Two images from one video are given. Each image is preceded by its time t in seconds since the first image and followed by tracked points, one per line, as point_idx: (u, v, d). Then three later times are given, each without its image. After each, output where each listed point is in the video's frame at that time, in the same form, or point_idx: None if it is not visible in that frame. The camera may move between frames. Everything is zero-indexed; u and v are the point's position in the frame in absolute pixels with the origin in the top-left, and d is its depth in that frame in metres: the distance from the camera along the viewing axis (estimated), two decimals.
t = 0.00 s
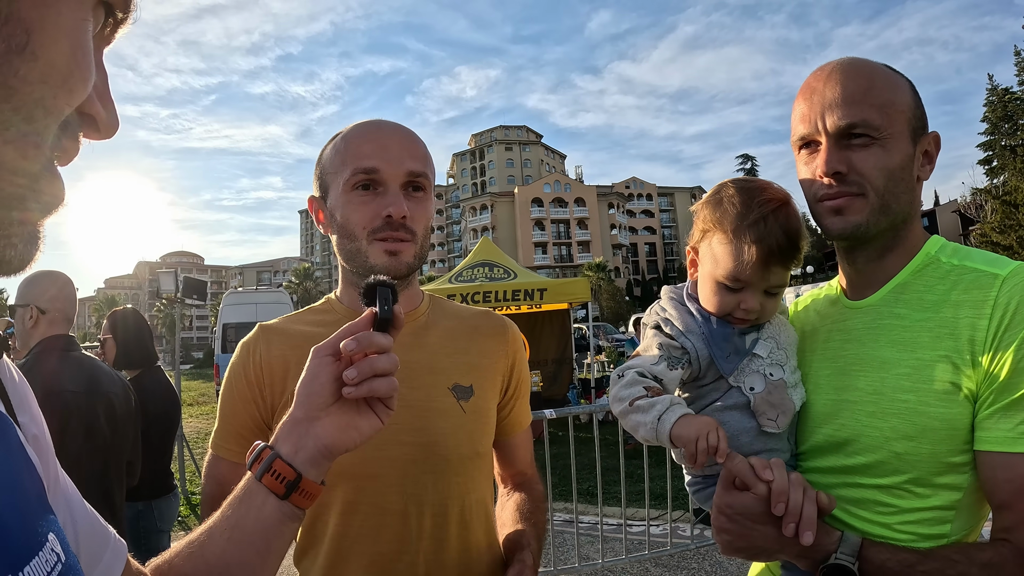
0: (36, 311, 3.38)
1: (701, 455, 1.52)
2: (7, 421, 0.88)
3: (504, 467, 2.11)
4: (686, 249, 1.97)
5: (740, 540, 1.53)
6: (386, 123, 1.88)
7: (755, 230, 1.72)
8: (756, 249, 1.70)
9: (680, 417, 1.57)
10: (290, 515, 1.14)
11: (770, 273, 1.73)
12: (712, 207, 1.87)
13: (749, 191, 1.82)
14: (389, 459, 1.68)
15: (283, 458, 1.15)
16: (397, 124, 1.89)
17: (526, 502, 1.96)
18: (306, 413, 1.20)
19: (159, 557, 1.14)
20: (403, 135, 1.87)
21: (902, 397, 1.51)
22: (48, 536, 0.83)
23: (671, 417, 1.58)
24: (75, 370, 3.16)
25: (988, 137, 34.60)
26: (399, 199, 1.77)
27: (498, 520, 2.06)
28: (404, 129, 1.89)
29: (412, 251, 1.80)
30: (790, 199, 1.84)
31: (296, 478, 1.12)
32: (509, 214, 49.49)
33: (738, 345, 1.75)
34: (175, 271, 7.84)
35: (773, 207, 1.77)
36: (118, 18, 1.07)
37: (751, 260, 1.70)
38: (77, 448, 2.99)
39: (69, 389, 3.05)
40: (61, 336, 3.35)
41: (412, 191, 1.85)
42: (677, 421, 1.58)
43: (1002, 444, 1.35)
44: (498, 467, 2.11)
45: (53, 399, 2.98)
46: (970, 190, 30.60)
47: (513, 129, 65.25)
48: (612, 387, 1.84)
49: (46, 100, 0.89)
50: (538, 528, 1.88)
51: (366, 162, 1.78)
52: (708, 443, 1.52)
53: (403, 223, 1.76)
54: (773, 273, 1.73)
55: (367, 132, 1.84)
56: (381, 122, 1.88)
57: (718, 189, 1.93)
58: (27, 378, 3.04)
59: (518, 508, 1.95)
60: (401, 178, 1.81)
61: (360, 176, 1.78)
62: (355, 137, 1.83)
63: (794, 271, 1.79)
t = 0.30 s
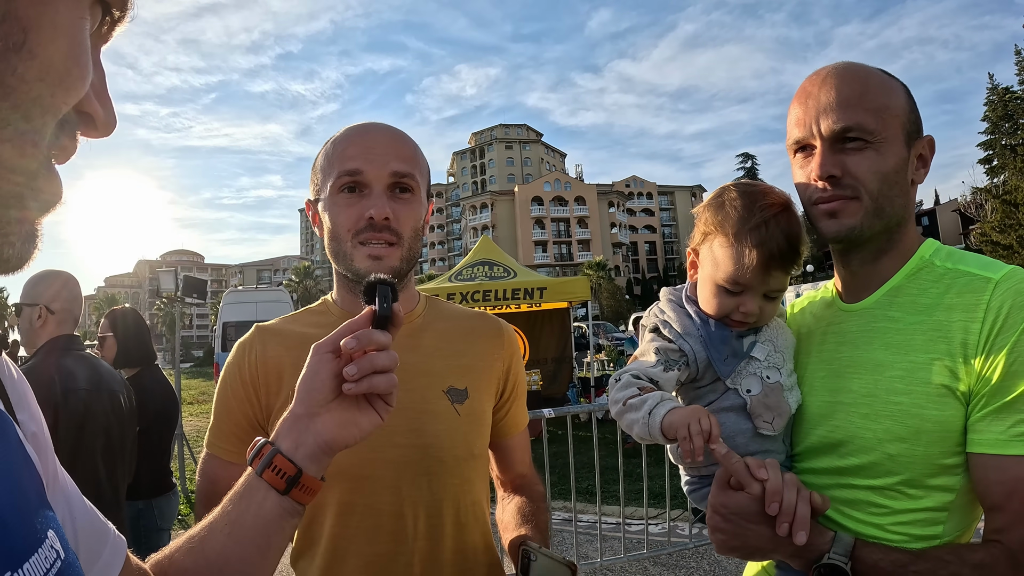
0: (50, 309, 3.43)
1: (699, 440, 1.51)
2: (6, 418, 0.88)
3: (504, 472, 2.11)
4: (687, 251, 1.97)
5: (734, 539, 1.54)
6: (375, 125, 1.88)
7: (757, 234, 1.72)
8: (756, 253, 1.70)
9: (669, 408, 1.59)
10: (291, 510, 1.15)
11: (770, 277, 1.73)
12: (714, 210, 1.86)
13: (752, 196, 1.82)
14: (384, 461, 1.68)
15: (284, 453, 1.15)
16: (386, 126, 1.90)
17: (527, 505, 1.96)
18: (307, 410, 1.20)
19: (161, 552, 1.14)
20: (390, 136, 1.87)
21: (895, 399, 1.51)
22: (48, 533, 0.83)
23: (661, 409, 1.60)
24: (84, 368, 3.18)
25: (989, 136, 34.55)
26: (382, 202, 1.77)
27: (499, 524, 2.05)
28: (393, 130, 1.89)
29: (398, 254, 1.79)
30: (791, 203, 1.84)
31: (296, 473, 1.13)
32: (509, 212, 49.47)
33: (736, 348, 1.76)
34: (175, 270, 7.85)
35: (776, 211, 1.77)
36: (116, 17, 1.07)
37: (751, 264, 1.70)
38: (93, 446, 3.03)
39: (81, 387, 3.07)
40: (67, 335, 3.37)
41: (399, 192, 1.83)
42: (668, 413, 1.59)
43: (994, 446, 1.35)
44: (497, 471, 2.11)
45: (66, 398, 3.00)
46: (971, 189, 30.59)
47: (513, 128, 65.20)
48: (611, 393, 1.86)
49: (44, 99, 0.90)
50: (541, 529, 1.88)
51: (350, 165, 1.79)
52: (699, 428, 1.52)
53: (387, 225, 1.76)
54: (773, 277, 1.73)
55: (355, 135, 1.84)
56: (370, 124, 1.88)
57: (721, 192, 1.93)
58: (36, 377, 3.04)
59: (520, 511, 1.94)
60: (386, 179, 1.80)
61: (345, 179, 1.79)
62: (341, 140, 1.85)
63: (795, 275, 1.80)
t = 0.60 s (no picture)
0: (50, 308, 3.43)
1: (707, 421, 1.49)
2: None
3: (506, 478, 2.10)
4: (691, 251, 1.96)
5: (730, 538, 1.54)
6: (367, 128, 1.88)
7: (762, 238, 1.72)
8: (762, 258, 1.70)
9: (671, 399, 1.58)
10: (289, 512, 1.15)
11: (774, 281, 1.72)
12: (721, 212, 1.86)
13: (759, 200, 1.82)
14: (378, 464, 1.68)
15: (282, 455, 1.15)
16: (379, 129, 1.89)
17: (530, 510, 1.94)
18: (305, 411, 1.20)
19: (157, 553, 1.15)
20: (383, 139, 1.86)
21: (890, 403, 1.51)
22: (42, 535, 0.83)
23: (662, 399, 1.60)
24: (83, 366, 3.18)
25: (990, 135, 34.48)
26: (377, 206, 1.77)
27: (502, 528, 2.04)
28: (386, 133, 1.89)
29: (394, 257, 1.79)
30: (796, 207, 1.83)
31: (294, 475, 1.13)
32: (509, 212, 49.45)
33: (739, 350, 1.76)
34: (175, 269, 7.86)
35: (782, 214, 1.75)
36: (111, 16, 1.07)
37: (756, 267, 1.70)
38: (96, 443, 3.04)
39: (81, 386, 3.07)
40: (62, 335, 3.35)
41: (393, 195, 1.83)
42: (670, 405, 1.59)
43: (987, 450, 1.35)
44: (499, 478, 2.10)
45: (68, 396, 3.00)
46: (972, 188, 30.56)
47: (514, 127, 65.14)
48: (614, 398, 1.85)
49: (41, 98, 0.89)
50: (546, 531, 1.87)
51: (343, 169, 1.79)
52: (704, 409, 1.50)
53: (381, 228, 1.76)
54: (777, 281, 1.73)
55: (347, 140, 1.84)
56: (363, 128, 1.88)
57: (729, 194, 1.92)
58: (36, 376, 3.03)
59: (522, 516, 1.92)
60: (380, 182, 1.80)
61: (338, 183, 1.79)
62: (334, 144, 1.85)
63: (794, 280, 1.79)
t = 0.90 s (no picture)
0: (30, 307, 3.36)
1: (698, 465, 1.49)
2: None
3: (502, 480, 2.09)
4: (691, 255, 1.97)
5: (726, 541, 1.53)
6: (355, 132, 1.88)
7: (761, 244, 1.71)
8: (761, 262, 1.70)
9: (665, 432, 1.56)
10: (284, 517, 1.14)
11: (772, 287, 1.73)
12: (722, 217, 1.85)
13: (758, 206, 1.81)
14: (374, 470, 1.68)
15: (277, 460, 1.14)
16: (367, 133, 1.89)
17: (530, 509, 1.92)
18: (301, 416, 1.20)
19: (151, 556, 1.14)
20: (372, 143, 1.85)
21: (882, 409, 1.51)
22: (35, 542, 0.83)
23: (656, 435, 1.57)
24: (70, 366, 3.13)
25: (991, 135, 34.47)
26: (365, 212, 1.76)
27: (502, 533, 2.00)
28: (375, 136, 1.88)
29: (385, 261, 1.78)
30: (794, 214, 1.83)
31: (290, 479, 1.12)
32: (510, 211, 49.42)
33: (735, 354, 1.75)
34: (175, 269, 7.85)
35: (780, 223, 1.75)
36: (106, 21, 1.06)
37: (754, 272, 1.70)
38: (82, 444, 3.00)
39: (68, 386, 3.03)
40: (52, 333, 3.31)
41: (383, 200, 1.82)
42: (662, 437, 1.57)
43: (978, 456, 1.36)
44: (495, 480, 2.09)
45: (52, 397, 2.96)
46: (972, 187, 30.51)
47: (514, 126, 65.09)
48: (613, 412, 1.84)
49: (35, 103, 0.89)
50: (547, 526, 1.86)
51: (331, 175, 1.78)
52: (696, 455, 1.49)
53: (371, 233, 1.75)
54: (775, 286, 1.73)
55: (334, 147, 1.83)
56: (350, 133, 1.88)
57: (729, 201, 1.91)
58: (20, 377, 2.98)
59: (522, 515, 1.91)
60: (367, 188, 1.79)
61: (327, 191, 1.79)
62: (324, 150, 1.84)
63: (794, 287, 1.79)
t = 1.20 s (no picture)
0: (10, 304, 3.16)
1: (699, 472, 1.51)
2: None
3: (500, 476, 2.09)
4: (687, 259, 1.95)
5: (720, 541, 1.52)
6: (362, 133, 1.87)
7: (758, 248, 1.71)
8: (758, 267, 1.70)
9: (667, 439, 1.57)
10: (279, 517, 1.14)
11: (769, 289, 1.73)
12: (717, 223, 1.84)
13: (754, 211, 1.81)
14: (372, 470, 1.67)
15: (271, 460, 1.14)
16: (374, 134, 1.88)
17: (529, 509, 1.94)
18: (295, 417, 1.19)
19: (145, 557, 1.13)
20: (378, 144, 1.85)
21: (871, 414, 1.51)
22: (27, 543, 0.82)
23: (656, 443, 1.58)
24: (66, 368, 2.99)
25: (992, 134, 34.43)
26: (369, 213, 1.75)
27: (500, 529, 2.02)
28: (381, 138, 1.88)
29: (385, 264, 1.78)
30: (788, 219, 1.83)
31: (284, 480, 1.12)
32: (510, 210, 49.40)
33: (728, 356, 1.74)
34: (175, 267, 7.83)
35: (775, 228, 1.75)
36: (96, 17, 1.05)
37: (752, 274, 1.70)
38: (76, 449, 2.89)
39: (62, 388, 2.90)
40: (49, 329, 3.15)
41: (386, 202, 1.81)
42: (662, 445, 1.58)
43: (963, 461, 1.38)
44: (493, 476, 2.09)
45: (46, 401, 2.83)
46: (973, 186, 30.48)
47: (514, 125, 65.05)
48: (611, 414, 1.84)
49: (25, 98, 0.88)
50: (546, 531, 1.88)
51: (335, 175, 1.78)
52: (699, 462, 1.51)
53: (373, 235, 1.74)
54: (772, 289, 1.73)
55: (343, 146, 1.82)
56: (357, 133, 1.87)
57: (724, 206, 1.91)
58: (12, 378, 2.83)
59: (522, 515, 1.93)
60: (372, 189, 1.79)
61: (331, 190, 1.78)
62: (330, 150, 1.84)
63: (789, 290, 1.81)
